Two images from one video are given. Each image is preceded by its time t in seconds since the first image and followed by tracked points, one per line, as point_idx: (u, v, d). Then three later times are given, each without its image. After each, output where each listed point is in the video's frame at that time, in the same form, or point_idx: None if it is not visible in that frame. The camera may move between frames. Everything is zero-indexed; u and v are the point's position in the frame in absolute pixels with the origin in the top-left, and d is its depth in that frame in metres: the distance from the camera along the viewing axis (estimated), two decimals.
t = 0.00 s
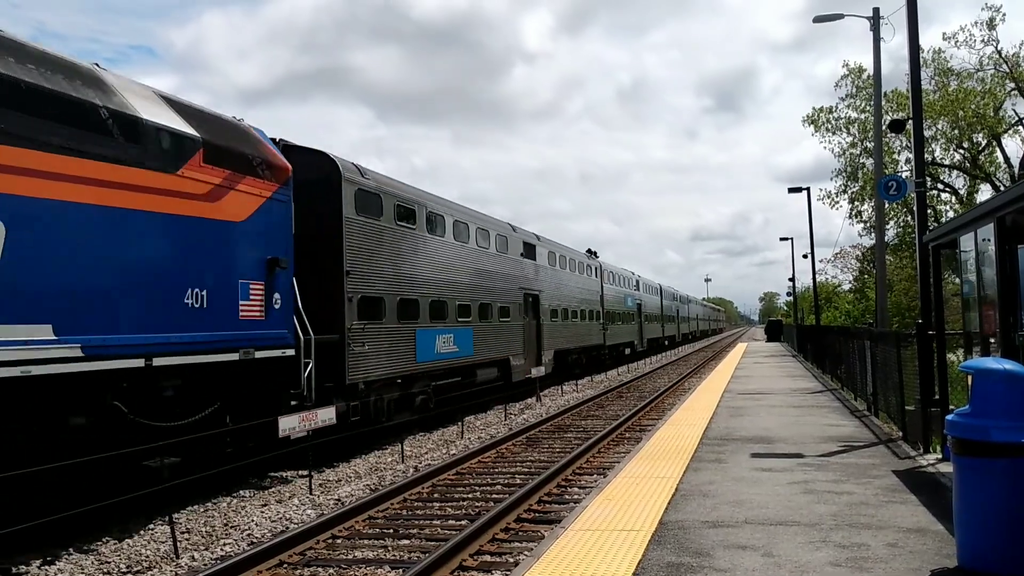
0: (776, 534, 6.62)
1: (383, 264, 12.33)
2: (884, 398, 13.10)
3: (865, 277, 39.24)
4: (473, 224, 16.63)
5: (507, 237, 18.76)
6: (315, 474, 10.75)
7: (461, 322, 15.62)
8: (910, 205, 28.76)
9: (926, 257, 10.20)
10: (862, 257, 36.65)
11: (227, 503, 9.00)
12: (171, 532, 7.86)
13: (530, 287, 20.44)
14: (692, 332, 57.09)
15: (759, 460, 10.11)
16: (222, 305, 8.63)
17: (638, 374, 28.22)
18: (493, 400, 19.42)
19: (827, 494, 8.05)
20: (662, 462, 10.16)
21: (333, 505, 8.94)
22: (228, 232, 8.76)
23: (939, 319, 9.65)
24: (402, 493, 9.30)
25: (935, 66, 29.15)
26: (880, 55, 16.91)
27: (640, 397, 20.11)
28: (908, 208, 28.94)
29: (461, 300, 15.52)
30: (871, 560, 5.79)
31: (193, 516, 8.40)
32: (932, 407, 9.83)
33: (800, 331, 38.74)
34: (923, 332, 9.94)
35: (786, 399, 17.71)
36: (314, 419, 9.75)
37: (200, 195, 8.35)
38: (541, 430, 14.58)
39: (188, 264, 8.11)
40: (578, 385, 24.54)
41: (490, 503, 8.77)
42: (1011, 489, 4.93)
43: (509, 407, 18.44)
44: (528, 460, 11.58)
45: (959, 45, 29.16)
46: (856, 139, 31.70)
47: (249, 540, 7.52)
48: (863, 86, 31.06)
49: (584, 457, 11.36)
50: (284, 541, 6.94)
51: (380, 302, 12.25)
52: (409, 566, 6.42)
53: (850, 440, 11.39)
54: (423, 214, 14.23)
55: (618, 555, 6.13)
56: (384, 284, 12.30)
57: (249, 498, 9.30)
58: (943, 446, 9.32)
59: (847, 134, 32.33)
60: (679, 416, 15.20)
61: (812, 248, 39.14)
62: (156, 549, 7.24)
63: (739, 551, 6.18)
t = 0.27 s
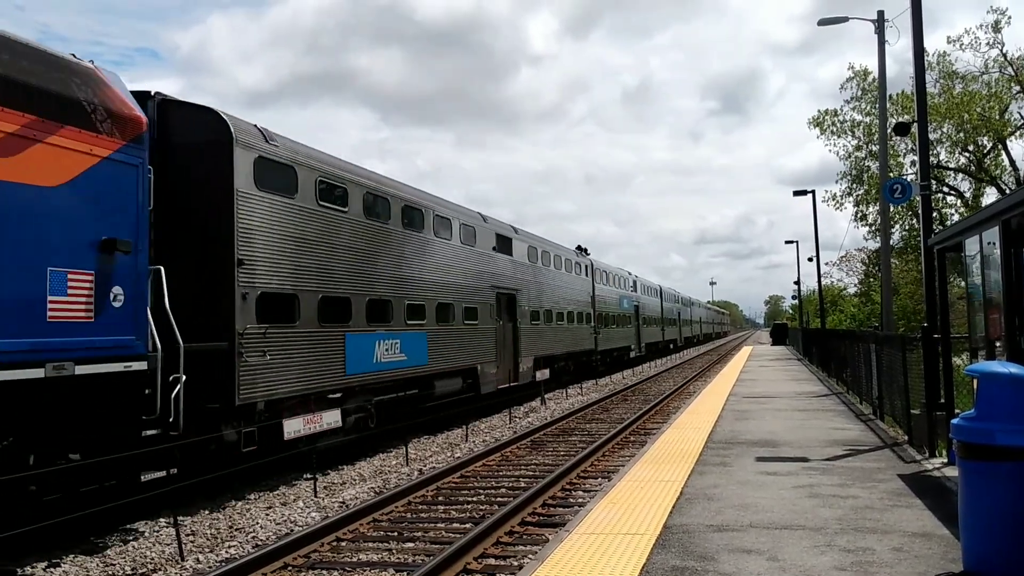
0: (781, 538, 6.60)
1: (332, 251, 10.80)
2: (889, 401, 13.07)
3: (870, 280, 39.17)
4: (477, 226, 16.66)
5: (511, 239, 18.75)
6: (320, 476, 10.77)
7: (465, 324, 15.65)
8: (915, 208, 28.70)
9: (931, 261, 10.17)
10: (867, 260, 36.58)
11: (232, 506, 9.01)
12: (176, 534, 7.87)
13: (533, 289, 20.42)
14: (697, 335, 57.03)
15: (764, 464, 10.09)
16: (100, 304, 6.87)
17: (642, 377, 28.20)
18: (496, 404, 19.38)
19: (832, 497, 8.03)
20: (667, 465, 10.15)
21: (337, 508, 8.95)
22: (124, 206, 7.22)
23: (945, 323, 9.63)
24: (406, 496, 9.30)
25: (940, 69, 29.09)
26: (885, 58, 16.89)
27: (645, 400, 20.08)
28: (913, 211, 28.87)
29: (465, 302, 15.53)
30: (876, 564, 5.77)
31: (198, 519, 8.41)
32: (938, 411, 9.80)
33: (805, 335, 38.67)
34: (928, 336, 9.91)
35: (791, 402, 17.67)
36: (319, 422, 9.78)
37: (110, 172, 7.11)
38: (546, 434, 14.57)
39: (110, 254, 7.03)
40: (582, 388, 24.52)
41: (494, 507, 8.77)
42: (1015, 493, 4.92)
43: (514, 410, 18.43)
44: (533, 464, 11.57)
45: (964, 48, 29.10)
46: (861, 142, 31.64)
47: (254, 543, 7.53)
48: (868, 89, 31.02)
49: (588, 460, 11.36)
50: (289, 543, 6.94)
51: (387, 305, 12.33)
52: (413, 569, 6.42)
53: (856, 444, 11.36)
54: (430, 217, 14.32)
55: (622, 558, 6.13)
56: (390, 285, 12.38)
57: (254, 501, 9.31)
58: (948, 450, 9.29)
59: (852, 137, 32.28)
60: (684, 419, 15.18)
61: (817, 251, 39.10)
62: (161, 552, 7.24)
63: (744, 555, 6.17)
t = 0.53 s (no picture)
0: (782, 540, 6.61)
1: (326, 255, 10.64)
2: (890, 404, 13.06)
3: (872, 283, 39.18)
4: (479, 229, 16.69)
5: (512, 241, 18.76)
6: (322, 478, 10.78)
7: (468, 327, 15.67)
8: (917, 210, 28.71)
9: (932, 264, 10.17)
10: (869, 263, 36.58)
11: (234, 508, 9.02)
12: (178, 536, 7.87)
13: (535, 292, 20.42)
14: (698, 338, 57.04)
15: (766, 466, 10.09)
16: None
17: (644, 379, 28.23)
18: (498, 407, 19.38)
19: (834, 500, 8.03)
20: (668, 468, 10.15)
21: (339, 511, 8.96)
22: None
23: (947, 325, 9.63)
24: (408, 497, 9.31)
25: (942, 72, 29.11)
26: (887, 61, 16.91)
27: (646, 403, 20.10)
28: (916, 214, 28.86)
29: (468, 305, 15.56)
30: (878, 567, 5.77)
31: (200, 521, 8.42)
32: (940, 413, 9.80)
33: (806, 338, 38.67)
34: (930, 339, 9.91)
35: (793, 405, 17.67)
36: (321, 424, 9.79)
37: (85, 167, 7.10)
38: (547, 436, 14.60)
39: None
40: (584, 390, 24.53)
41: (495, 509, 8.77)
42: (1016, 496, 4.92)
43: (515, 412, 18.44)
44: (534, 466, 11.58)
45: (966, 51, 29.11)
46: (863, 144, 31.66)
47: (255, 545, 7.54)
48: (870, 92, 31.04)
49: (590, 463, 11.37)
50: (291, 545, 6.95)
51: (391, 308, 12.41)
52: (415, 571, 6.43)
53: (857, 447, 11.36)
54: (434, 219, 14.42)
55: (623, 561, 6.12)
56: (394, 288, 12.46)
57: (256, 503, 9.32)
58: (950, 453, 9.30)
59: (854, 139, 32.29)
60: (685, 421, 15.19)
61: (819, 254, 39.11)
62: (163, 554, 7.25)
63: (745, 558, 6.16)
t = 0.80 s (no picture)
0: (782, 543, 6.60)
1: (327, 259, 10.60)
2: (891, 407, 13.05)
3: (873, 286, 39.17)
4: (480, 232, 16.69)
5: (512, 244, 18.75)
6: (321, 481, 10.78)
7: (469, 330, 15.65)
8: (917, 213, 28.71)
9: (933, 267, 10.16)
10: (869, 266, 36.57)
11: (233, 511, 9.01)
12: (177, 539, 7.87)
13: (534, 295, 20.39)
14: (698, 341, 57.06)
15: (766, 469, 10.09)
16: None
17: (645, 382, 28.24)
18: (498, 409, 19.35)
19: (834, 503, 8.02)
20: (668, 471, 10.14)
21: (338, 513, 8.95)
22: None
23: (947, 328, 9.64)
24: (407, 500, 9.31)
25: (943, 75, 29.12)
26: (887, 63, 16.91)
27: (647, 406, 20.09)
28: (916, 217, 28.87)
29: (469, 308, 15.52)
30: (878, 571, 5.76)
31: (199, 524, 8.41)
32: (940, 417, 9.79)
33: (807, 340, 38.66)
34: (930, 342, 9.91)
35: (793, 408, 17.66)
36: (321, 427, 9.80)
37: (84, 168, 7.09)
38: (548, 438, 14.60)
39: None
40: (584, 393, 24.52)
41: (495, 512, 8.76)
42: (1016, 500, 4.91)
43: (516, 415, 18.44)
44: (534, 469, 11.58)
45: (967, 54, 29.12)
46: (864, 147, 31.67)
47: (254, 548, 7.52)
48: (870, 94, 31.05)
49: (590, 465, 11.36)
50: (290, 548, 6.94)
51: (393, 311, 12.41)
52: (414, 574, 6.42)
53: (857, 450, 11.35)
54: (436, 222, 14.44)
55: (623, 564, 6.12)
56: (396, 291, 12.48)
57: (256, 506, 9.31)
58: (950, 456, 9.29)
59: (855, 142, 32.30)
60: (686, 424, 15.18)
61: (819, 257, 39.11)
62: (162, 556, 7.25)
63: (745, 561, 6.16)
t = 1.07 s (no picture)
0: (794, 546, 6.60)
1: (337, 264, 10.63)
2: (904, 411, 13.00)
3: (886, 289, 38.96)
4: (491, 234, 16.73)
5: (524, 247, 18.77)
6: (334, 483, 10.84)
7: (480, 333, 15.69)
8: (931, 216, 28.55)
9: (946, 269, 10.13)
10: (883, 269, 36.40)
11: (247, 513, 9.07)
12: (191, 541, 7.92)
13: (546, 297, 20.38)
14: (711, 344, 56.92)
15: (779, 472, 10.07)
16: None
17: (657, 385, 28.22)
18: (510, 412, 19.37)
19: (846, 506, 8.00)
20: (680, 474, 10.14)
21: (351, 516, 9.00)
22: None
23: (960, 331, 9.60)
24: (420, 503, 9.35)
25: (957, 77, 28.98)
26: (900, 66, 16.86)
27: (659, 409, 20.07)
28: (930, 220, 28.72)
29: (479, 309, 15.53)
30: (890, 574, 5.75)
31: (213, 526, 8.48)
32: (953, 420, 9.76)
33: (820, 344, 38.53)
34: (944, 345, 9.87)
35: (806, 411, 17.61)
36: (333, 429, 9.86)
37: (100, 172, 7.15)
38: (560, 441, 14.61)
39: None
40: (596, 396, 24.52)
41: (507, 514, 8.79)
42: None
43: (528, 418, 18.47)
44: (546, 471, 11.59)
45: (981, 56, 28.96)
46: (877, 150, 31.54)
47: (268, 549, 7.59)
48: (883, 97, 30.94)
49: (602, 468, 11.37)
50: (303, 550, 6.99)
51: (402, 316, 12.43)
52: None
53: (870, 453, 11.30)
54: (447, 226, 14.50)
55: (635, 567, 6.13)
56: (406, 295, 12.50)
57: (269, 508, 9.37)
58: (964, 459, 9.25)
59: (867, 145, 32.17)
60: (698, 428, 15.16)
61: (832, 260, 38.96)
62: (176, 558, 7.31)
63: (757, 564, 6.16)
